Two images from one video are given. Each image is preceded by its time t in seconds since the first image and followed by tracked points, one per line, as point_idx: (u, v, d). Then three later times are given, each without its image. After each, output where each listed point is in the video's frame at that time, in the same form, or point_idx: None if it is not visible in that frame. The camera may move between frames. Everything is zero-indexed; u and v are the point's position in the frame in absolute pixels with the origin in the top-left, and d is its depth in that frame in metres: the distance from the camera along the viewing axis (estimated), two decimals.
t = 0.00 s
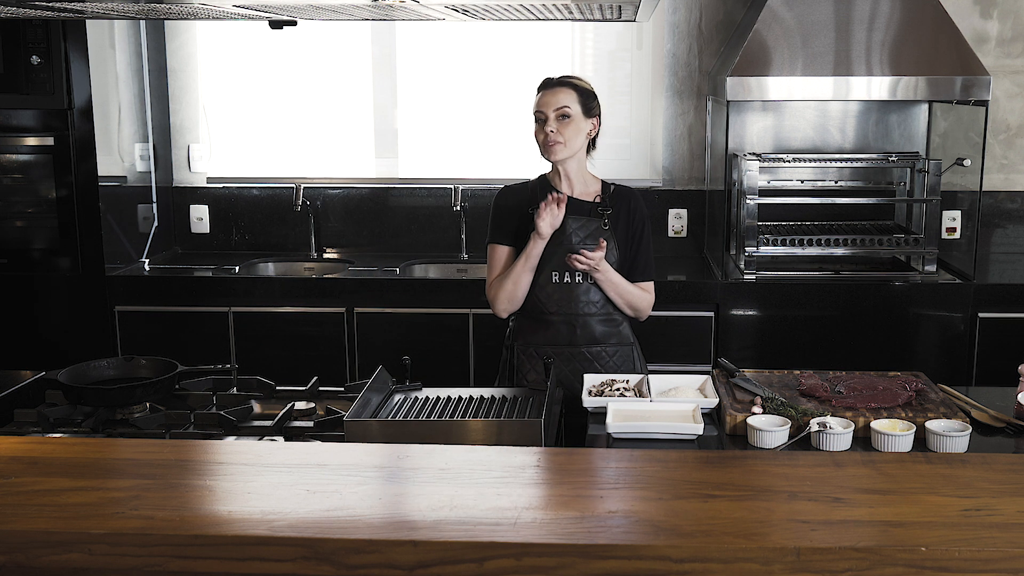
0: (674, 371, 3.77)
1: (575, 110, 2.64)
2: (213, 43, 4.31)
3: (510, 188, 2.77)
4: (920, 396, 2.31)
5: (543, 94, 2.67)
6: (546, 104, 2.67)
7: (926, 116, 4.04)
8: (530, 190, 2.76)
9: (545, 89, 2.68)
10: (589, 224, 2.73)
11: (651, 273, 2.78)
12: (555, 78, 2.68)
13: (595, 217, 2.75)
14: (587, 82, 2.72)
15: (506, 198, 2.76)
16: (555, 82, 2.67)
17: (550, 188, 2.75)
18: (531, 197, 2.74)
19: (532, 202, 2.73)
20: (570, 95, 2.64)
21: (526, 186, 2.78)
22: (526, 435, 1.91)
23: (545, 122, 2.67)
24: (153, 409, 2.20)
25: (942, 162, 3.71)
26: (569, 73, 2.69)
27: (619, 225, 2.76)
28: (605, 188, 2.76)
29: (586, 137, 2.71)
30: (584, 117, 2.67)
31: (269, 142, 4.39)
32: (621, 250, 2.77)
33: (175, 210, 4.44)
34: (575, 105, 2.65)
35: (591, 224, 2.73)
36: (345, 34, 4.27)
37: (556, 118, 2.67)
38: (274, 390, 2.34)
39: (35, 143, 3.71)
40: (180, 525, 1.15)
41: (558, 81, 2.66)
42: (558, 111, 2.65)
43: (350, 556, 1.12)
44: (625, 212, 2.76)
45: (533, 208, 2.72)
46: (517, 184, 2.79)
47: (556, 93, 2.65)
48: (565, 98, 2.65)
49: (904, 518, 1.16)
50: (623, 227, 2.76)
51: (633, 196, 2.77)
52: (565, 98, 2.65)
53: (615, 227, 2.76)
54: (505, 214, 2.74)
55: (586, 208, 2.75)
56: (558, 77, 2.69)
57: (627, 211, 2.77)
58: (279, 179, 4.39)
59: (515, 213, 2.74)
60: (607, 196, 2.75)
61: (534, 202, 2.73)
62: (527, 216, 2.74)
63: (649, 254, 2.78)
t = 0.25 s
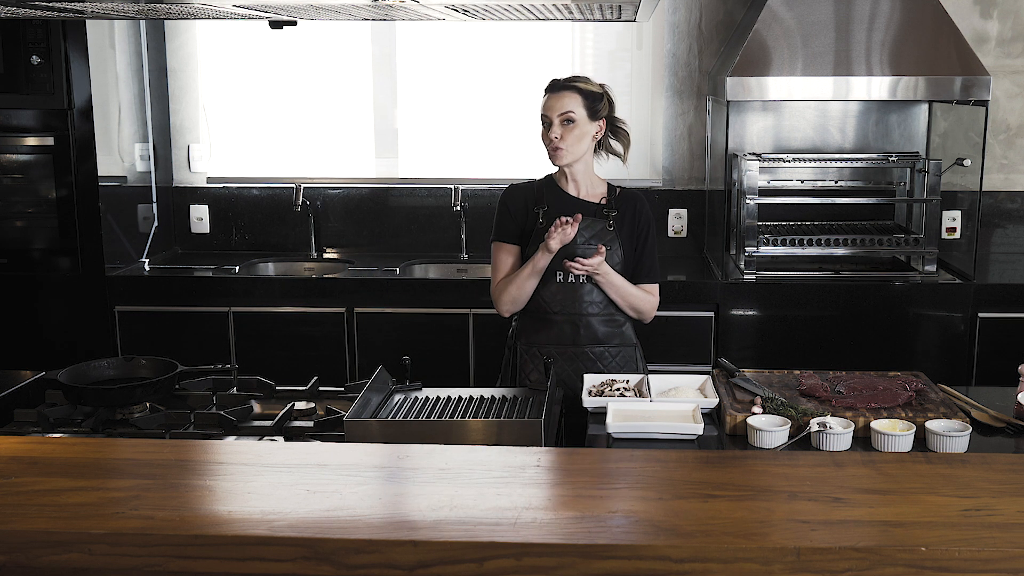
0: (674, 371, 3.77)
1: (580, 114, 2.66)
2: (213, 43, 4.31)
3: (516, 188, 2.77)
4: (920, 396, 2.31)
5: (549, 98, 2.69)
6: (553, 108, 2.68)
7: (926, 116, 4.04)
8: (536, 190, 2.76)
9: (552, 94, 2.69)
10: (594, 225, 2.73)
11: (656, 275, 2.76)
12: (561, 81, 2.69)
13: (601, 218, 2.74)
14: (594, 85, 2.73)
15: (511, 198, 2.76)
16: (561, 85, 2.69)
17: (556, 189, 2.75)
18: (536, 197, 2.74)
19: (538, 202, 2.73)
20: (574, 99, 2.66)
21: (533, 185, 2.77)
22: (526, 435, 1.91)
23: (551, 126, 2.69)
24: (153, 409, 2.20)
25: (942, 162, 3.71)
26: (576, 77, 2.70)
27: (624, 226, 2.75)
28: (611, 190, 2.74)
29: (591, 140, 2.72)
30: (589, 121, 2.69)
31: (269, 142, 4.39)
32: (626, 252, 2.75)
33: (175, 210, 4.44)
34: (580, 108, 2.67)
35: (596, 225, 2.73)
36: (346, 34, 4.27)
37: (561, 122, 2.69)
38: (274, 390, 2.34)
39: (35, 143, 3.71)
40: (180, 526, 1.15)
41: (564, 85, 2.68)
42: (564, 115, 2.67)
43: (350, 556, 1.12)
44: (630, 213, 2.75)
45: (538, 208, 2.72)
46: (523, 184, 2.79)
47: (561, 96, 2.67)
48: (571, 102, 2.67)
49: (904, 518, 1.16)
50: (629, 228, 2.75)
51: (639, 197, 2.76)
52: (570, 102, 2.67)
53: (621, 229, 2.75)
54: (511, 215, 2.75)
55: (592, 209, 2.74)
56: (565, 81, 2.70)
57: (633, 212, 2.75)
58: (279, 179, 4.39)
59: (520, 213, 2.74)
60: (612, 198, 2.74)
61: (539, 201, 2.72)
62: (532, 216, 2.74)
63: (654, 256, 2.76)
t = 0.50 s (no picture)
0: (674, 371, 3.77)
1: (590, 114, 2.65)
2: (213, 43, 4.31)
3: (519, 188, 2.77)
4: (920, 396, 2.31)
5: (559, 96, 2.67)
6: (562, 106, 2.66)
7: (926, 116, 4.05)
8: (539, 189, 2.76)
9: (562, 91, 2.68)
10: (597, 224, 2.72)
11: (659, 275, 2.76)
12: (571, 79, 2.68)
13: (604, 217, 2.74)
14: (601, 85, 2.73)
15: (514, 198, 2.76)
16: (571, 83, 2.67)
17: (559, 188, 2.75)
18: (540, 197, 2.74)
19: (540, 202, 2.73)
20: (585, 98, 2.65)
21: (536, 185, 2.77)
22: (526, 435, 1.91)
23: (560, 124, 2.67)
24: (153, 409, 2.20)
25: (942, 162, 3.71)
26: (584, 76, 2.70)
27: (627, 226, 2.75)
28: (614, 190, 2.74)
29: (598, 140, 2.71)
30: (597, 121, 2.68)
31: (269, 142, 4.39)
32: (629, 251, 2.76)
33: (175, 210, 4.44)
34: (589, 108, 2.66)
35: (599, 224, 2.73)
36: (345, 34, 4.27)
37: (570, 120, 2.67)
38: (274, 389, 2.34)
39: (35, 143, 3.71)
40: (180, 526, 1.15)
41: (575, 83, 2.67)
42: (574, 113, 2.65)
43: (350, 557, 1.12)
44: (633, 213, 2.75)
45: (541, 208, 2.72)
46: (527, 183, 2.79)
47: (572, 95, 2.65)
48: (581, 100, 2.65)
49: (904, 518, 1.16)
50: (632, 228, 2.75)
51: (642, 196, 2.76)
52: (581, 101, 2.65)
53: (624, 229, 2.76)
54: (514, 215, 2.75)
55: (595, 208, 2.74)
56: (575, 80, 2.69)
57: (636, 212, 2.75)
58: (278, 179, 4.39)
59: (523, 213, 2.75)
60: (616, 198, 2.73)
61: (542, 201, 2.72)
62: (535, 216, 2.74)
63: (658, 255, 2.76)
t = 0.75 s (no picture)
0: (674, 371, 3.77)
1: (589, 114, 2.66)
2: (213, 43, 4.31)
3: (517, 189, 2.77)
4: (920, 396, 2.31)
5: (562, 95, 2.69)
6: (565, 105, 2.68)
7: (926, 116, 4.05)
8: (538, 190, 2.76)
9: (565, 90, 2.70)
10: (596, 225, 2.72)
11: (660, 275, 2.76)
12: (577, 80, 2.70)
13: (603, 217, 2.74)
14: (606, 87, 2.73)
15: (513, 200, 2.76)
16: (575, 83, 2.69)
17: (559, 189, 2.75)
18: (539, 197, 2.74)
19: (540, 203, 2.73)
20: (587, 98, 2.66)
21: (535, 186, 2.77)
22: (526, 435, 1.91)
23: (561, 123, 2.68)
24: (153, 409, 2.20)
25: (942, 162, 3.71)
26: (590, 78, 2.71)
27: (626, 226, 2.75)
28: (613, 191, 2.73)
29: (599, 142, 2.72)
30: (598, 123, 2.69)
31: (269, 142, 4.39)
32: (629, 252, 2.76)
33: (176, 210, 4.44)
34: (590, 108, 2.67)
35: (599, 225, 2.73)
36: (346, 34, 4.27)
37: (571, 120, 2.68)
38: (274, 389, 2.34)
39: (35, 143, 3.71)
40: (180, 526, 1.15)
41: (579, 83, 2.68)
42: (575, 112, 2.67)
43: (350, 557, 1.12)
44: (632, 213, 2.75)
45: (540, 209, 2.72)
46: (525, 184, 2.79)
47: (574, 94, 2.67)
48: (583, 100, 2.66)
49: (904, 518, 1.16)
50: (632, 228, 2.75)
51: (641, 196, 2.76)
52: (582, 101, 2.66)
53: (623, 229, 2.75)
54: (513, 217, 2.75)
55: (595, 209, 2.74)
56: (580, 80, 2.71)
57: (635, 212, 2.75)
58: (278, 179, 4.39)
59: (522, 215, 2.75)
60: (615, 198, 2.73)
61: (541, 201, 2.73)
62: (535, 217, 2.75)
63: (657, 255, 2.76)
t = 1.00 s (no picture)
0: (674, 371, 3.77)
1: (591, 117, 2.66)
2: (213, 43, 4.31)
3: (518, 189, 2.77)
4: (920, 396, 2.31)
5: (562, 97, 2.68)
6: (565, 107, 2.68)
7: (926, 116, 4.05)
8: (539, 189, 2.76)
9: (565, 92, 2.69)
10: (596, 224, 2.72)
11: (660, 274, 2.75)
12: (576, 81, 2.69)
13: (604, 217, 2.74)
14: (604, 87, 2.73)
15: (513, 200, 2.76)
16: (575, 85, 2.68)
17: (560, 189, 2.75)
18: (540, 197, 2.74)
19: (540, 202, 2.74)
20: (587, 102, 2.66)
21: (536, 186, 2.78)
22: (526, 435, 1.91)
23: (562, 125, 2.68)
24: (154, 409, 2.20)
25: (942, 162, 3.71)
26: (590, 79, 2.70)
27: (627, 225, 2.74)
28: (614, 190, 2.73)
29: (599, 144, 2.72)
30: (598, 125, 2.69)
31: (269, 142, 4.39)
32: (629, 252, 2.75)
33: (176, 210, 4.44)
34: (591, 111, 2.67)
35: (600, 224, 2.73)
36: (345, 34, 4.27)
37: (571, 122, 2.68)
38: (274, 389, 2.34)
39: (35, 143, 3.71)
40: (180, 526, 1.15)
41: (579, 85, 2.68)
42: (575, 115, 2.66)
43: (350, 556, 1.12)
44: (632, 212, 2.74)
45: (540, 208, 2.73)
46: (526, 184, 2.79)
47: (574, 97, 2.66)
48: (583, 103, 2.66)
49: (904, 518, 1.16)
50: (632, 227, 2.74)
51: (642, 195, 2.75)
52: (583, 104, 2.66)
53: (624, 228, 2.75)
54: (513, 217, 2.75)
55: (595, 208, 2.74)
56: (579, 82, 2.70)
57: (636, 211, 2.74)
58: (278, 179, 4.39)
59: (522, 215, 2.75)
60: (615, 197, 2.73)
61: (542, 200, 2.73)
62: (535, 216, 2.75)
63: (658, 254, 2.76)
